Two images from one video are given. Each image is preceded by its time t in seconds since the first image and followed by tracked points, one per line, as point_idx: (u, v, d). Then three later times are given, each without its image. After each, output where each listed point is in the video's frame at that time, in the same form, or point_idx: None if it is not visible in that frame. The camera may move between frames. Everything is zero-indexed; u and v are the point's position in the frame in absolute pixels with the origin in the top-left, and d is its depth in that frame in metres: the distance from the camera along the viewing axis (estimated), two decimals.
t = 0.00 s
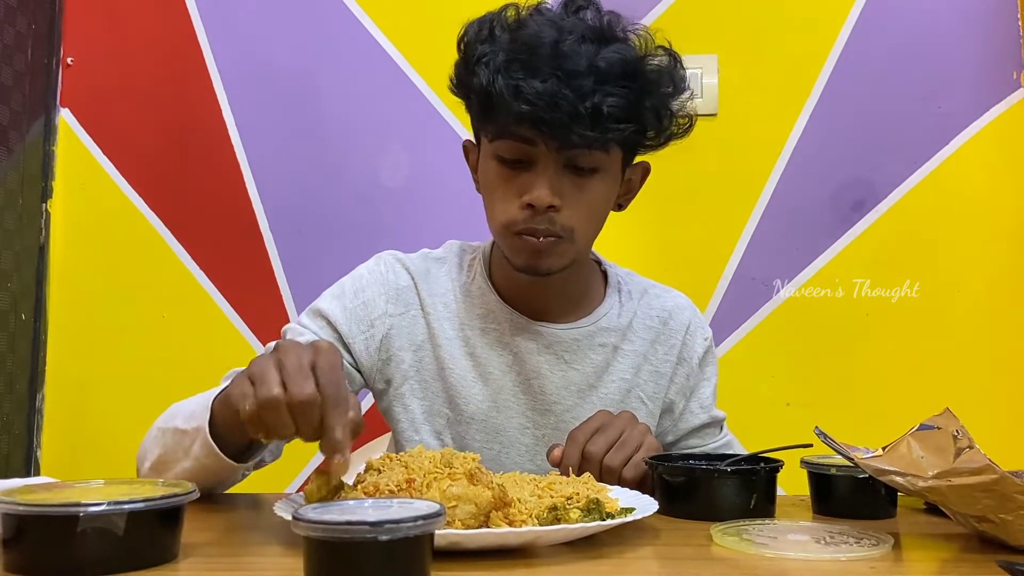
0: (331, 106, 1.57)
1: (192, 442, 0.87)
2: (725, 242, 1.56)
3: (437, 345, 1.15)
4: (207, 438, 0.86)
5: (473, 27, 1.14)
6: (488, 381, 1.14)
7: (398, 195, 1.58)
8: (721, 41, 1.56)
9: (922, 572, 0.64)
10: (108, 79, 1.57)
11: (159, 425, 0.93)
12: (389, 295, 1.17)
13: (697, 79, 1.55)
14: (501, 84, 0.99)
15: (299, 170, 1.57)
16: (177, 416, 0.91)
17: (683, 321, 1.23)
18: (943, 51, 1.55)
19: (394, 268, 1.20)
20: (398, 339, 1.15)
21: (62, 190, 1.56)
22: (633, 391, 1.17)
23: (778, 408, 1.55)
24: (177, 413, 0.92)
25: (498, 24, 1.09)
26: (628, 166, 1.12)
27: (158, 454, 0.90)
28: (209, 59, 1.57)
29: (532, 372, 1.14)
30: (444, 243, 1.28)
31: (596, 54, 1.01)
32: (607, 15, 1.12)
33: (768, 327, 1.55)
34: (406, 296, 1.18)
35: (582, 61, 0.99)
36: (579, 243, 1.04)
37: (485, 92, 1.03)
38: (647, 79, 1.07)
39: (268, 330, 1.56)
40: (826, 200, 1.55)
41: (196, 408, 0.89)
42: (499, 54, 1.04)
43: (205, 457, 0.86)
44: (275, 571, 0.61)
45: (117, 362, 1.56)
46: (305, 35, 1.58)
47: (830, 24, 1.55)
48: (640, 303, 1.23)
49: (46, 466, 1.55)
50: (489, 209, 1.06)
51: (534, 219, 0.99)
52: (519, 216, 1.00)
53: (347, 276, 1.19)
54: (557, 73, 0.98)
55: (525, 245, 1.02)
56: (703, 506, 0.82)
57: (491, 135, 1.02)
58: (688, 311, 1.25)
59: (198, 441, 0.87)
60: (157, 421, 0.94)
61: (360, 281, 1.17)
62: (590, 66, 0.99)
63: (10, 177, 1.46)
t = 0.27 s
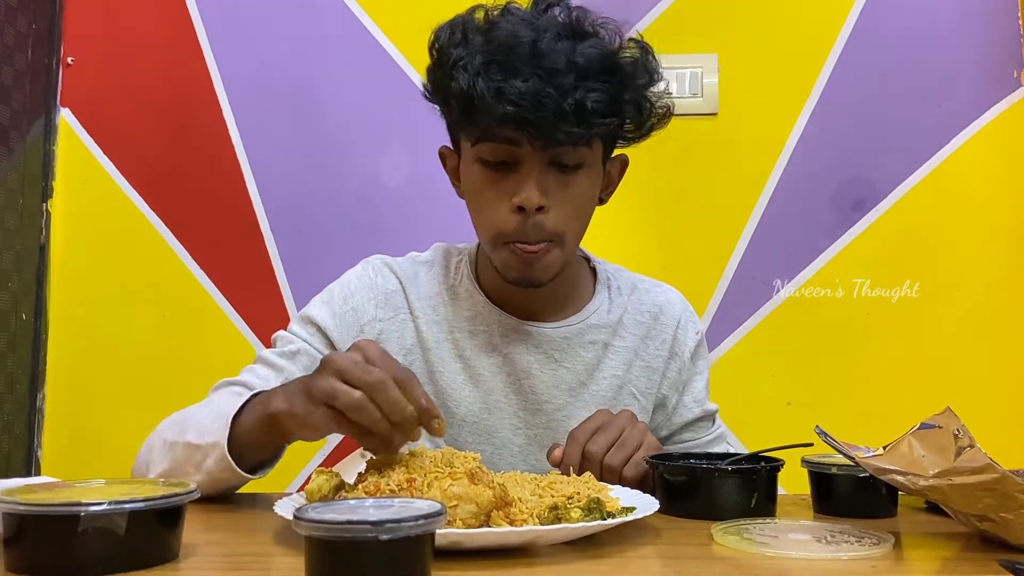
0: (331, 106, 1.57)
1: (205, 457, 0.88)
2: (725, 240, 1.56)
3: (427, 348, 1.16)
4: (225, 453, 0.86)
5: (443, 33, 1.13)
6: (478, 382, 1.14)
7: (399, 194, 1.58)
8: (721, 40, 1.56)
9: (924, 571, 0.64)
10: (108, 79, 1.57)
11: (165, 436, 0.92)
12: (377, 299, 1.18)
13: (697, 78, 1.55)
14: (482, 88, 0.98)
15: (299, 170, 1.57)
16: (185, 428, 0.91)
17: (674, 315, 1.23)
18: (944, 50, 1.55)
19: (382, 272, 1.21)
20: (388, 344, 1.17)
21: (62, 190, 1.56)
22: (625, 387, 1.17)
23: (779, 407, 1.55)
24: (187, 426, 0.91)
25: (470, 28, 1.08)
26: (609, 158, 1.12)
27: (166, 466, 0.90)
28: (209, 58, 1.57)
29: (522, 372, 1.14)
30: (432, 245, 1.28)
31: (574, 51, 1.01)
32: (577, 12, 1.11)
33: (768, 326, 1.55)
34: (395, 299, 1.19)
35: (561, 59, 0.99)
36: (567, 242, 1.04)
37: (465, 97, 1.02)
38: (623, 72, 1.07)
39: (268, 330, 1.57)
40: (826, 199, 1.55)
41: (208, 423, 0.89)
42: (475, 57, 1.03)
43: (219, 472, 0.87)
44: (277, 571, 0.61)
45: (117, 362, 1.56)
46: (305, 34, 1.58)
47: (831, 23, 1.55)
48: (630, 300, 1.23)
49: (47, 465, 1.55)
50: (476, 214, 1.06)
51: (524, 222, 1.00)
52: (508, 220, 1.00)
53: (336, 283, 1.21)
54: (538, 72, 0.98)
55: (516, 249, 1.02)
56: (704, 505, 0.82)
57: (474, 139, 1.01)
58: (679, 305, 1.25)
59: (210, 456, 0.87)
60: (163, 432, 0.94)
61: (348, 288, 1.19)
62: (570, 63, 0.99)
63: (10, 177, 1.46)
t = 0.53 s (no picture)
0: (331, 104, 1.57)
1: (205, 461, 0.88)
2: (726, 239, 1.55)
3: (416, 347, 1.16)
4: (227, 458, 0.86)
5: (421, 30, 1.14)
6: (467, 381, 1.14)
7: (399, 193, 1.58)
8: (722, 38, 1.55)
9: (925, 569, 0.63)
10: (108, 78, 1.57)
11: (163, 439, 0.92)
12: (368, 295, 1.19)
13: (697, 76, 1.55)
14: (445, 86, 1.00)
15: (300, 169, 1.57)
16: (183, 432, 0.91)
17: (668, 317, 1.23)
18: (945, 48, 1.54)
19: (376, 270, 1.22)
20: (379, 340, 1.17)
21: (62, 188, 1.56)
22: (616, 387, 1.16)
23: (780, 406, 1.55)
24: (186, 429, 0.91)
25: (444, 25, 1.09)
26: (586, 157, 1.11)
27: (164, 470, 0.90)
28: (209, 56, 1.57)
29: (511, 371, 1.14)
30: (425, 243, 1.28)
31: (541, 50, 1.00)
32: (554, 11, 1.11)
33: (769, 324, 1.55)
34: (386, 296, 1.19)
35: (526, 57, 0.99)
36: (538, 241, 1.04)
37: (433, 93, 1.04)
38: (596, 71, 1.06)
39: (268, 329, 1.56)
40: (827, 197, 1.55)
41: (210, 428, 0.89)
42: (444, 55, 1.04)
43: (219, 476, 0.87)
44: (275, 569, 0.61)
45: (118, 360, 1.56)
46: (306, 33, 1.57)
47: (832, 21, 1.55)
48: (623, 299, 1.22)
49: (47, 464, 1.55)
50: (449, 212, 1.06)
51: (491, 220, 1.00)
52: (477, 218, 1.01)
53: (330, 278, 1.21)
54: (500, 71, 0.98)
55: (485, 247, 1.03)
56: (704, 503, 0.82)
57: (444, 137, 1.02)
58: (673, 306, 1.25)
59: (211, 460, 0.87)
60: (159, 435, 0.93)
61: (341, 284, 1.19)
62: (535, 62, 0.99)
63: (11, 176, 1.46)
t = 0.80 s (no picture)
0: (332, 101, 1.57)
1: (203, 460, 0.87)
2: (727, 236, 1.55)
3: (412, 347, 1.16)
4: (225, 457, 0.86)
5: (396, 43, 1.13)
6: (463, 381, 1.14)
7: (399, 191, 1.57)
8: (723, 35, 1.55)
9: (927, 567, 0.63)
10: (109, 75, 1.56)
11: (160, 438, 0.92)
12: (366, 295, 1.18)
13: (699, 73, 1.54)
14: (441, 90, 0.99)
15: (299, 166, 1.56)
16: (181, 432, 0.91)
17: (669, 318, 1.22)
18: (947, 44, 1.54)
19: (373, 270, 1.21)
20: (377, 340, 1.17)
21: (62, 186, 1.55)
22: (614, 387, 1.16)
23: (782, 404, 1.54)
24: (184, 429, 0.91)
25: (422, 33, 1.09)
26: (576, 148, 1.13)
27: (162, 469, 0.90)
28: (209, 54, 1.57)
29: (506, 371, 1.14)
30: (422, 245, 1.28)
31: (529, 44, 1.01)
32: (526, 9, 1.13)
33: (770, 322, 1.54)
34: (384, 297, 1.19)
35: (516, 52, 1.00)
36: (545, 232, 1.04)
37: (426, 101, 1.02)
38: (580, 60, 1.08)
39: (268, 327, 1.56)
40: (829, 195, 1.54)
41: (208, 427, 0.89)
42: (431, 61, 1.04)
43: (218, 475, 0.87)
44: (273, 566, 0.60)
45: (118, 358, 1.55)
46: (306, 30, 1.57)
47: (834, 17, 1.54)
48: (622, 300, 1.22)
49: (47, 462, 1.55)
50: (450, 216, 1.05)
51: (499, 216, 1.00)
52: (483, 216, 1.00)
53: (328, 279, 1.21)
54: (494, 67, 0.98)
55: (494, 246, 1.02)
56: (705, 500, 0.82)
57: (441, 142, 1.01)
58: (673, 307, 1.24)
59: (209, 459, 0.87)
60: (157, 435, 0.93)
61: (340, 285, 1.18)
62: (526, 55, 1.00)
63: (10, 174, 1.45)
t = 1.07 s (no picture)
0: (332, 98, 1.56)
1: (203, 458, 0.87)
2: (729, 233, 1.54)
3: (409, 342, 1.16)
4: (226, 454, 0.85)
5: (370, 51, 1.15)
6: (459, 375, 1.14)
7: (400, 187, 1.57)
8: (725, 31, 1.54)
9: (930, 563, 0.62)
10: (109, 72, 1.56)
11: (161, 436, 0.91)
12: (365, 291, 1.18)
13: (700, 70, 1.54)
14: (410, 91, 1.01)
15: (299, 163, 1.56)
16: (182, 429, 0.91)
17: (663, 311, 1.22)
18: (950, 40, 1.53)
19: (371, 267, 1.21)
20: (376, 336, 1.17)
21: (62, 182, 1.55)
22: (610, 379, 1.15)
23: (783, 401, 1.54)
24: (184, 427, 0.91)
25: (393, 38, 1.10)
26: (557, 143, 1.13)
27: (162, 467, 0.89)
28: (209, 50, 1.56)
29: (502, 365, 1.13)
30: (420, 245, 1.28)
31: (495, 40, 1.02)
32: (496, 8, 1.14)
33: (772, 319, 1.54)
34: (381, 294, 1.19)
35: (482, 49, 1.01)
36: (530, 225, 1.04)
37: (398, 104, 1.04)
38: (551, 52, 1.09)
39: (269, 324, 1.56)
40: (830, 191, 1.54)
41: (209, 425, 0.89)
42: (400, 64, 1.05)
43: (219, 473, 0.86)
44: (270, 562, 0.60)
45: (118, 354, 1.55)
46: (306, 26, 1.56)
47: (836, 13, 1.54)
48: (617, 294, 1.22)
49: (47, 459, 1.55)
50: (434, 216, 1.06)
51: (478, 212, 1.00)
52: (463, 213, 1.01)
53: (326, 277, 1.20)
54: (460, 65, 0.99)
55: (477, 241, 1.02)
56: (707, 497, 0.81)
57: (417, 143, 1.03)
58: (668, 301, 1.24)
59: (210, 457, 0.86)
60: (158, 432, 0.93)
61: (338, 282, 1.18)
62: (492, 51, 1.01)
63: (10, 171, 1.44)
